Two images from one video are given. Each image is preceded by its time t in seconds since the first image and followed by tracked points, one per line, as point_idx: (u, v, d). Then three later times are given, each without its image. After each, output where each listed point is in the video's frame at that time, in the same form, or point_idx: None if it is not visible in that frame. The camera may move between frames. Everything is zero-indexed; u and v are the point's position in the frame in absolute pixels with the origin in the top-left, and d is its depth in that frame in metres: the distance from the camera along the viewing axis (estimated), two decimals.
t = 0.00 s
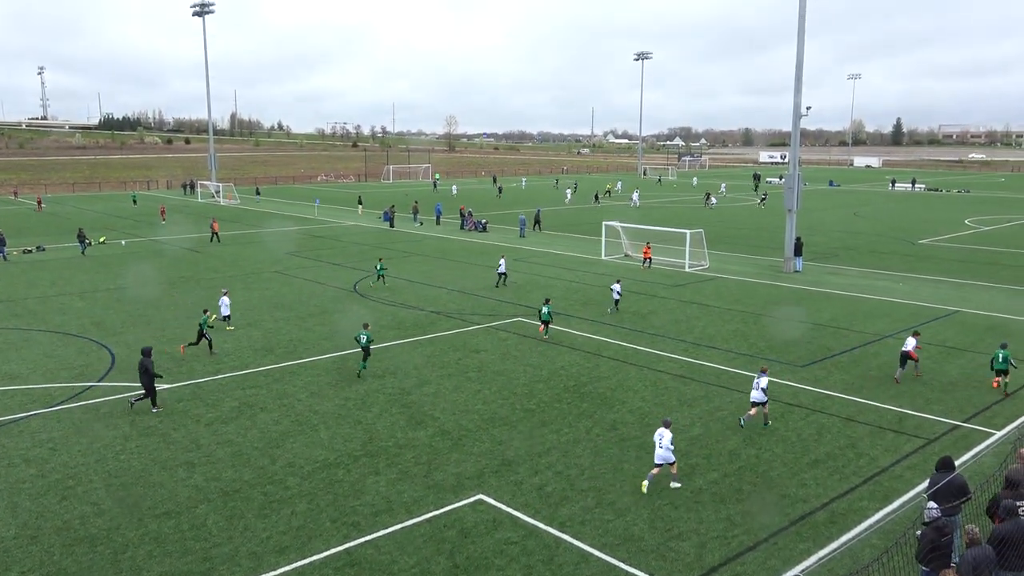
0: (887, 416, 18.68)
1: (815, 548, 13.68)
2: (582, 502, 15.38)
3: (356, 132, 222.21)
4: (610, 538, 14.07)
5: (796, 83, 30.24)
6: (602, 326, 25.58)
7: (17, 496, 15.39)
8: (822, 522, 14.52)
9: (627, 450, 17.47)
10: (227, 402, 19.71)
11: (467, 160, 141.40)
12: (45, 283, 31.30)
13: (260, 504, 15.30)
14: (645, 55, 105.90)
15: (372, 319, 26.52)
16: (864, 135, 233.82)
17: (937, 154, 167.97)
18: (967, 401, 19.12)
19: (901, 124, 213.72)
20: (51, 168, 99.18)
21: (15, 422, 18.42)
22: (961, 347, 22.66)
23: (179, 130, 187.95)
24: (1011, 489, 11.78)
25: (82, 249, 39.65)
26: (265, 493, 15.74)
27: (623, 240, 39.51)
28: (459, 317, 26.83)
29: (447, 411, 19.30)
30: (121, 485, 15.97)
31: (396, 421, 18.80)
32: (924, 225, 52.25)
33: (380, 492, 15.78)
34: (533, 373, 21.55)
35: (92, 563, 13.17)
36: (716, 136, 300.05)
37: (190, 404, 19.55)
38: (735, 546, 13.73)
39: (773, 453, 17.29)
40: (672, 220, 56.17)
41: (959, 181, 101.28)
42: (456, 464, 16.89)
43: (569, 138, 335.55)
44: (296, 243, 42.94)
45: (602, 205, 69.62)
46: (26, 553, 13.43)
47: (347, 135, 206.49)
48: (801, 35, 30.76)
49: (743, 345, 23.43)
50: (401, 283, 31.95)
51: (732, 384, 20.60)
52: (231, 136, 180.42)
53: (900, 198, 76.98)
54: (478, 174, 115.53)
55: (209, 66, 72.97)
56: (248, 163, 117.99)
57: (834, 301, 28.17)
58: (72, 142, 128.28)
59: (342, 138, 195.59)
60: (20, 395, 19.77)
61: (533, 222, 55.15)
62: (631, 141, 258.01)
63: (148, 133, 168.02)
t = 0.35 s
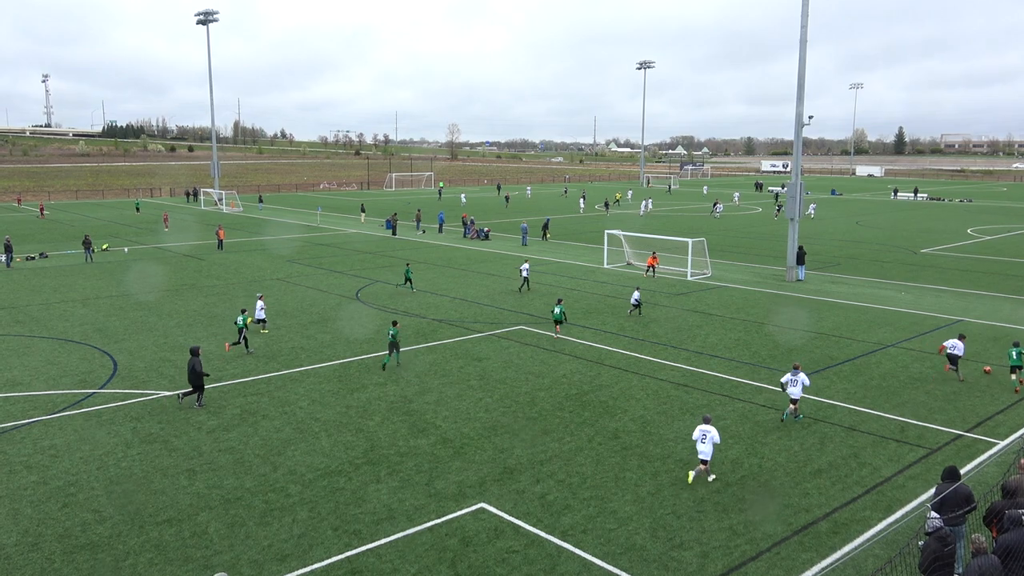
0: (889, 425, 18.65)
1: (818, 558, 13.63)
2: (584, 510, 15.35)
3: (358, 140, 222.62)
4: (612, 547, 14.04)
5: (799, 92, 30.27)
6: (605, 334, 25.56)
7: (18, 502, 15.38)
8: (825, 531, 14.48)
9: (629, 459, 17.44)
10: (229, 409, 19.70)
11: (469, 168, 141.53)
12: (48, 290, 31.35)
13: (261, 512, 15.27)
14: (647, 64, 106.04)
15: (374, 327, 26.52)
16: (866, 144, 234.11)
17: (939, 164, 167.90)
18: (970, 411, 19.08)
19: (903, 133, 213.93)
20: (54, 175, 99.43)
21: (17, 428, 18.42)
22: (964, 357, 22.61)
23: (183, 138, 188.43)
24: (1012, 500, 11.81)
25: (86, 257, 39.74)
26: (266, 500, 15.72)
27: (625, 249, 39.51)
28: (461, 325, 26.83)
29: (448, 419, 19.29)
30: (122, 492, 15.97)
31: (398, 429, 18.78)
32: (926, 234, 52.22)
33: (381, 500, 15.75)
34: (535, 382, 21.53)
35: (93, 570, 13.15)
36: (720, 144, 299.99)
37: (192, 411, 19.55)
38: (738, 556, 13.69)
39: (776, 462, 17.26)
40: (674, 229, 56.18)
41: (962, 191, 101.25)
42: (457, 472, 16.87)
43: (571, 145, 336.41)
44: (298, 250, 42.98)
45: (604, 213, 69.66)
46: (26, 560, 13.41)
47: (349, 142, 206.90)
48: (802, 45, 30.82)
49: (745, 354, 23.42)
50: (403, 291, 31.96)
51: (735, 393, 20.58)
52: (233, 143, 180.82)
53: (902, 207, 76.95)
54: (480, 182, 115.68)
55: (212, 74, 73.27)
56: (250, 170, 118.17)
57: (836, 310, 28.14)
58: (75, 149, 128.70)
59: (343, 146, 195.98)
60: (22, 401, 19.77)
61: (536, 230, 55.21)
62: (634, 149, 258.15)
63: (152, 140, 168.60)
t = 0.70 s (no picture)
0: (889, 432, 18.62)
1: (818, 566, 13.59)
2: (583, 518, 15.31)
3: (357, 148, 222.97)
4: (612, 555, 13.99)
5: (798, 99, 30.32)
6: (604, 341, 25.55)
7: (16, 511, 15.33)
8: (825, 539, 14.43)
9: (629, 466, 17.41)
10: (227, 417, 19.67)
11: (469, 176, 141.75)
12: (47, 298, 31.35)
13: (260, 520, 15.23)
14: (646, 72, 106.17)
15: (373, 334, 26.50)
16: (866, 152, 234.65)
17: (938, 172, 168.28)
18: (970, 418, 19.06)
19: (902, 141, 214.32)
20: (54, 183, 99.50)
21: (15, 436, 18.38)
22: (964, 364, 22.59)
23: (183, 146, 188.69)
24: (1012, 508, 11.78)
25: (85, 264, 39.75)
26: (265, 508, 15.68)
27: (624, 256, 39.54)
28: (460, 332, 26.81)
29: (448, 426, 19.24)
30: (121, 500, 15.92)
31: (397, 437, 18.74)
32: (925, 242, 52.25)
33: (380, 508, 15.72)
34: (534, 389, 21.51)
35: None
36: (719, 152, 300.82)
37: (191, 419, 19.50)
38: (738, 564, 13.64)
39: (775, 470, 17.22)
40: (673, 236, 56.24)
41: (962, 199, 101.31)
42: (456, 480, 16.83)
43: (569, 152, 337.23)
44: (298, 258, 43.00)
45: (603, 221, 69.71)
46: (24, 569, 13.36)
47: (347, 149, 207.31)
48: (801, 53, 30.90)
49: (745, 361, 23.40)
50: (402, 298, 31.96)
51: (734, 400, 20.56)
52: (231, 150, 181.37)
53: (902, 214, 77.04)
54: (480, 189, 115.82)
55: (212, 83, 73.51)
56: (250, 178, 118.28)
57: (836, 317, 28.13)
58: (74, 157, 128.75)
59: (342, 153, 196.38)
60: (21, 409, 19.73)
61: (535, 238, 55.25)
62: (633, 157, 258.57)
63: (151, 148, 168.86)
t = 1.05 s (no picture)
0: (880, 438, 18.65)
1: (810, 572, 13.57)
2: (575, 526, 15.26)
3: (347, 156, 222.78)
4: (604, 563, 13.94)
5: (786, 106, 30.46)
6: (595, 349, 25.55)
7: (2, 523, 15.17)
8: (817, 546, 14.43)
9: (621, 474, 17.39)
10: (217, 426, 19.54)
11: (460, 183, 141.82)
12: (35, 307, 31.15)
13: (251, 530, 15.13)
14: (635, 80, 106.50)
15: (364, 343, 26.42)
16: (857, 159, 235.99)
17: (928, 178, 169.32)
18: (960, 423, 19.12)
19: (894, 147, 215.16)
20: (42, 192, 98.95)
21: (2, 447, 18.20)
22: (954, 370, 22.68)
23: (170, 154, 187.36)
24: (1000, 513, 11.82)
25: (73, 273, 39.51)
26: (255, 518, 15.57)
27: (615, 264, 39.57)
28: (452, 340, 26.75)
29: (439, 435, 19.17)
30: (109, 511, 15.78)
31: (388, 446, 18.66)
32: (914, 248, 52.52)
33: (371, 517, 15.62)
34: (526, 397, 21.47)
35: None
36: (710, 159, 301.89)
37: (180, 428, 19.36)
38: (729, 571, 13.62)
39: (766, 476, 17.22)
40: (664, 243, 56.35)
41: (951, 205, 101.91)
42: (448, 489, 16.76)
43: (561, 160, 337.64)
44: (288, 266, 42.88)
45: (595, 228, 69.79)
46: None
47: (338, 157, 207.00)
48: (789, 60, 31.10)
49: (736, 368, 23.42)
50: (393, 306, 31.89)
51: (725, 407, 20.58)
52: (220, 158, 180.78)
53: (891, 221, 77.40)
54: (471, 197, 115.80)
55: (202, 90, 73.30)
56: (240, 187, 117.96)
57: (826, 324, 28.21)
58: (63, 166, 128.04)
59: (333, 161, 196.06)
60: (8, 420, 19.55)
61: (526, 245, 55.25)
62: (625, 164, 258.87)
63: (139, 155, 168.03)
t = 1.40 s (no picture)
0: (870, 445, 18.69)
1: None
2: (566, 534, 15.20)
3: (337, 162, 222.52)
4: (595, 570, 13.88)
5: (776, 114, 30.61)
6: (586, 356, 25.53)
7: None
8: (807, 553, 14.42)
9: (611, 481, 17.35)
10: (206, 434, 19.38)
11: (450, 189, 141.75)
12: (22, 314, 30.87)
13: (240, 538, 15.01)
14: (626, 87, 106.98)
15: (354, 349, 26.32)
16: (850, 165, 237.14)
17: (919, 185, 170.43)
18: (950, 430, 19.19)
19: (885, 154, 216.65)
20: (28, 198, 98.26)
21: None
22: (943, 377, 22.77)
23: (159, 160, 186.63)
24: (989, 521, 11.83)
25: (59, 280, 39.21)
26: (244, 527, 15.44)
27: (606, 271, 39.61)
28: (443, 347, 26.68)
29: (429, 442, 19.10)
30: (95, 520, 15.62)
31: (378, 453, 18.57)
32: (904, 255, 52.81)
33: (361, 525, 15.52)
34: (516, 404, 21.43)
35: None
36: (701, 166, 303.36)
37: (168, 436, 19.20)
38: None
39: (757, 483, 17.22)
40: (655, 250, 56.44)
41: (941, 212, 102.68)
42: (439, 497, 16.68)
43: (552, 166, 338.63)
44: (276, 273, 42.70)
45: (586, 234, 69.87)
46: None
47: (327, 163, 206.60)
48: (779, 68, 31.27)
49: (727, 375, 23.45)
50: (383, 313, 31.81)
51: (716, 414, 20.57)
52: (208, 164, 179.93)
53: (882, 228, 77.89)
54: (461, 203, 115.78)
55: (190, 94, 73.05)
56: (227, 192, 117.50)
57: (816, 331, 28.31)
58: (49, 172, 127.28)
59: (322, 167, 195.69)
60: None
61: (516, 252, 55.28)
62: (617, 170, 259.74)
63: (128, 161, 167.31)
